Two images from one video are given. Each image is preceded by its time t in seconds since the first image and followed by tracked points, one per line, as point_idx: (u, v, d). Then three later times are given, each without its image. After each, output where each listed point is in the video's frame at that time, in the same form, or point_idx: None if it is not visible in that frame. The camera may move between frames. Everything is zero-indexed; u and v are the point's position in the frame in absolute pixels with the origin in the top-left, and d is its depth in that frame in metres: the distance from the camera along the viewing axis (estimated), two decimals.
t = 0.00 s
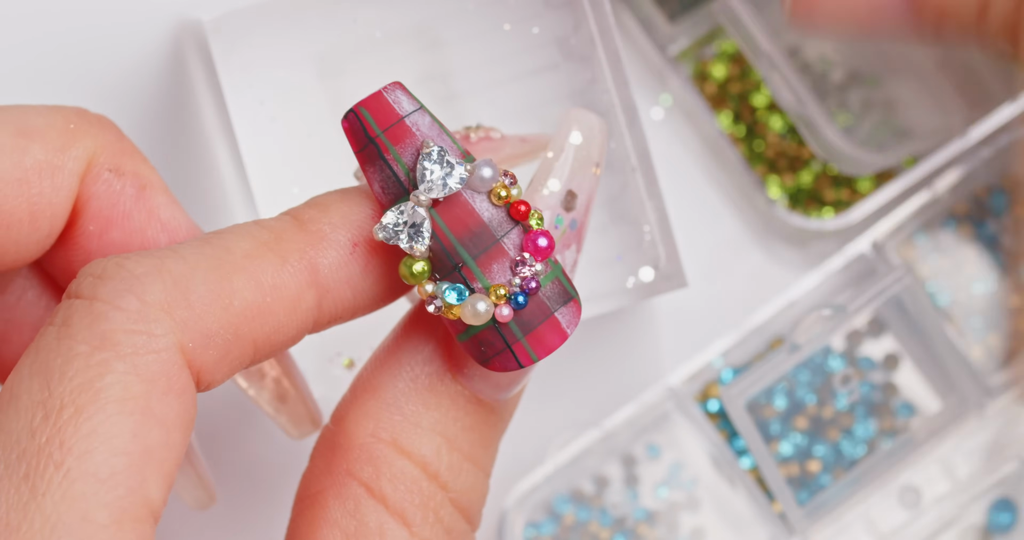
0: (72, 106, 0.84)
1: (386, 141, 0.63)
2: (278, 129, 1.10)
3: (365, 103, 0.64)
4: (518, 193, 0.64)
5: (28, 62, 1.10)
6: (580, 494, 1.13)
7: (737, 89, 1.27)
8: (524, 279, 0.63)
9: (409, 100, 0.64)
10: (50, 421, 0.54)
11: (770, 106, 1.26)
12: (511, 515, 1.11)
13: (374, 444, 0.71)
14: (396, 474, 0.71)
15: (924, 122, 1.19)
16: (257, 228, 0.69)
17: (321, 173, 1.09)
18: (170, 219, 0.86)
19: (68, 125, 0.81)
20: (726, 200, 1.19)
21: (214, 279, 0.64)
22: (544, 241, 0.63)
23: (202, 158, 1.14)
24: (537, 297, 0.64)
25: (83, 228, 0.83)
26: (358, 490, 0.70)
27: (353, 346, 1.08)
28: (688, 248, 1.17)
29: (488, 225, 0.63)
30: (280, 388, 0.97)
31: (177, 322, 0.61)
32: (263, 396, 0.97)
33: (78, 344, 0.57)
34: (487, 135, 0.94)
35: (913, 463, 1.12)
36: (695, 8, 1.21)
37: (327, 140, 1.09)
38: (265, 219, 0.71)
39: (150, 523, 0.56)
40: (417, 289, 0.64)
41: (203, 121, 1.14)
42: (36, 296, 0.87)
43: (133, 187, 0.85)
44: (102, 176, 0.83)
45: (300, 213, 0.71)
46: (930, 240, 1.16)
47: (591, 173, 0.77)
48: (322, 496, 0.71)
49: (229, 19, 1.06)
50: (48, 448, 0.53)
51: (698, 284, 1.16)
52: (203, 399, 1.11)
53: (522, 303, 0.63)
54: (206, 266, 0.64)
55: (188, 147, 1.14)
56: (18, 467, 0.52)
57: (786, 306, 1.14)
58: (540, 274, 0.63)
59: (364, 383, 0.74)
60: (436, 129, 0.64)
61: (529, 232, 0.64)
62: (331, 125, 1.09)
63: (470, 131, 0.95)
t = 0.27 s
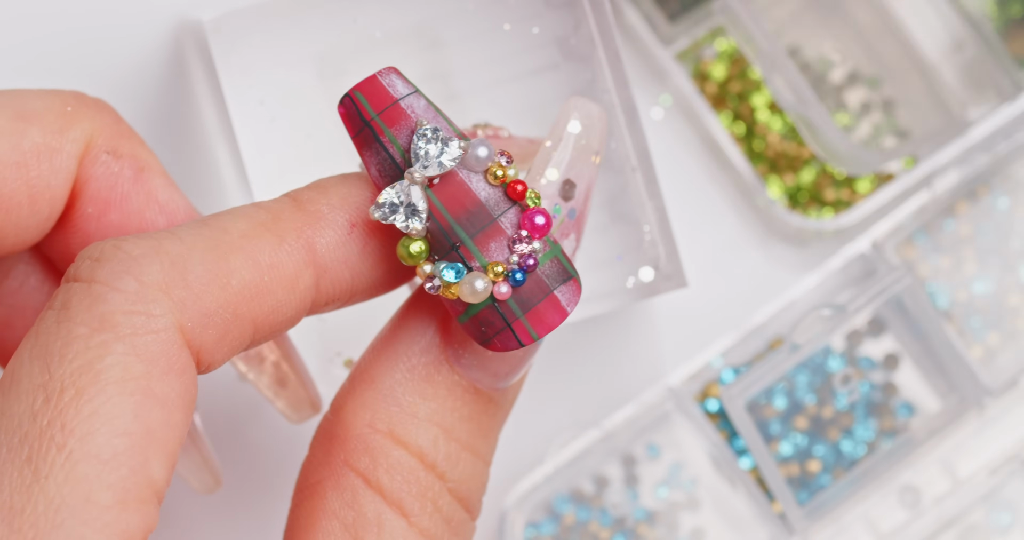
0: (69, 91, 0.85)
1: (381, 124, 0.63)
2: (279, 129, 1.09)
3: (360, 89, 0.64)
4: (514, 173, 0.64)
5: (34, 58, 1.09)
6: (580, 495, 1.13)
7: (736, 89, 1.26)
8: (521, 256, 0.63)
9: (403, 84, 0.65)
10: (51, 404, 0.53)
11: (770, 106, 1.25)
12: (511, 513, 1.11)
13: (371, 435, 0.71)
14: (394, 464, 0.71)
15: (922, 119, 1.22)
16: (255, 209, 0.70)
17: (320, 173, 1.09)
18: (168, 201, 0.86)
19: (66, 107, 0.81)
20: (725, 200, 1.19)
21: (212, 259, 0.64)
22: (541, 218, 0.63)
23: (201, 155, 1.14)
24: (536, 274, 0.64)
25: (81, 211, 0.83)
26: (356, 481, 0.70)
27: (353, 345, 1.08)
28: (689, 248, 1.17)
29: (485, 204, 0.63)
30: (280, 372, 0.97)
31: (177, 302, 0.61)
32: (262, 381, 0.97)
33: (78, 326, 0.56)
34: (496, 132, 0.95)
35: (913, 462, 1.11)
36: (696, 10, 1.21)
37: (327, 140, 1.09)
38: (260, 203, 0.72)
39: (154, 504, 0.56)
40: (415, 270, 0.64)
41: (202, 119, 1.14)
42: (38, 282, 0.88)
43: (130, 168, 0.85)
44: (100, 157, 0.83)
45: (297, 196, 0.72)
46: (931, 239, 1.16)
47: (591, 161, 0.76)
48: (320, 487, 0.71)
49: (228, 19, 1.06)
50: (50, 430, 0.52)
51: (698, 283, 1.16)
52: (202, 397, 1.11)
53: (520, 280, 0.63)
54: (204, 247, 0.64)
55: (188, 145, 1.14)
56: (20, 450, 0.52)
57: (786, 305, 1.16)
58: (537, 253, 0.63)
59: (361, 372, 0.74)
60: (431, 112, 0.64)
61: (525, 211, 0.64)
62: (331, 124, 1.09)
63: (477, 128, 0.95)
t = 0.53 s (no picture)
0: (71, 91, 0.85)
1: (382, 122, 0.63)
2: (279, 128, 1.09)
3: (362, 86, 0.64)
4: (515, 172, 0.64)
5: (33, 56, 1.09)
6: (580, 495, 1.13)
7: (737, 89, 1.26)
8: (521, 256, 0.63)
9: (405, 82, 0.65)
10: (52, 403, 0.53)
11: (770, 106, 1.25)
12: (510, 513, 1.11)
13: (370, 433, 0.71)
14: (393, 463, 0.71)
15: (920, 120, 1.22)
16: (256, 208, 0.70)
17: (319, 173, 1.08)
18: (170, 202, 0.86)
19: (68, 108, 0.81)
20: (725, 200, 1.19)
21: (213, 258, 0.64)
22: (541, 218, 0.63)
23: (201, 156, 1.14)
24: (536, 275, 0.64)
25: (83, 211, 0.83)
26: (355, 480, 0.70)
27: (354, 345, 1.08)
28: (689, 248, 1.17)
29: (485, 204, 0.63)
30: (280, 374, 0.97)
31: (178, 302, 0.61)
32: (263, 383, 0.97)
33: (79, 326, 0.56)
34: (496, 130, 0.95)
35: (914, 462, 1.11)
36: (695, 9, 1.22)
37: (327, 139, 1.09)
38: (261, 202, 0.72)
39: (154, 504, 0.56)
40: (415, 268, 0.64)
41: (202, 120, 1.14)
42: (39, 283, 0.88)
43: (132, 169, 0.85)
44: (102, 158, 0.83)
45: (298, 194, 0.72)
46: (930, 239, 1.16)
47: (591, 161, 0.76)
48: (319, 486, 0.71)
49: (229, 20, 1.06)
50: (51, 430, 0.52)
51: (698, 283, 1.16)
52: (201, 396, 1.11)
53: (520, 281, 0.63)
54: (205, 246, 0.64)
55: (188, 145, 1.14)
56: (21, 449, 0.52)
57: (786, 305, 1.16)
58: (537, 253, 0.63)
59: (361, 370, 0.74)
60: (433, 110, 0.64)
61: (526, 210, 0.64)
62: (331, 124, 1.09)
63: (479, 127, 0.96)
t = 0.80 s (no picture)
0: (70, 93, 0.85)
1: (382, 121, 0.63)
2: (279, 128, 1.09)
3: (362, 83, 0.64)
4: (514, 172, 0.64)
5: (33, 57, 1.09)
6: (580, 495, 1.13)
7: (736, 89, 1.26)
8: (519, 256, 0.63)
9: (406, 81, 0.64)
10: (51, 404, 0.53)
11: (770, 106, 1.25)
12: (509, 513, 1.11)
13: (369, 433, 0.71)
14: (392, 462, 0.71)
15: (920, 121, 1.22)
16: (256, 208, 0.70)
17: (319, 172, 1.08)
18: (170, 203, 0.86)
19: (69, 109, 0.81)
20: (725, 200, 1.19)
21: (213, 259, 0.64)
22: (540, 218, 0.63)
23: (201, 157, 1.14)
24: (533, 275, 0.63)
25: (83, 212, 0.83)
26: (354, 480, 0.70)
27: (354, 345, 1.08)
28: (689, 248, 1.17)
29: (484, 203, 0.63)
30: (281, 375, 0.97)
31: (177, 303, 0.61)
32: (263, 384, 0.97)
33: (79, 326, 0.56)
34: (496, 130, 0.95)
35: (914, 462, 1.11)
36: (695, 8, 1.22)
37: (326, 140, 1.09)
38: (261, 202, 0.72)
39: (153, 505, 0.56)
40: (413, 267, 0.64)
41: (202, 120, 1.14)
42: (39, 284, 0.88)
43: (133, 169, 0.86)
44: (102, 159, 0.84)
45: (298, 194, 0.72)
46: (930, 240, 1.16)
47: (590, 161, 0.76)
48: (318, 486, 0.71)
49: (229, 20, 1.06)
50: (50, 430, 0.52)
51: (698, 283, 1.16)
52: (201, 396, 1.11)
53: (517, 281, 0.63)
54: (205, 247, 0.64)
55: (188, 146, 1.14)
56: (21, 450, 0.52)
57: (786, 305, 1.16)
58: (535, 253, 0.63)
59: (360, 370, 0.74)
60: (433, 109, 0.64)
61: (524, 210, 0.64)
62: (331, 124, 1.09)
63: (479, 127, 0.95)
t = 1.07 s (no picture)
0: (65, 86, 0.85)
1: (371, 112, 0.63)
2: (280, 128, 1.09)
3: (353, 75, 0.64)
4: (498, 172, 0.64)
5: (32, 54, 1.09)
6: (580, 495, 1.13)
7: (736, 89, 1.26)
8: (495, 256, 0.63)
9: (398, 74, 0.65)
10: (24, 392, 0.54)
11: (770, 106, 1.26)
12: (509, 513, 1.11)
13: (342, 426, 0.72)
14: (364, 455, 0.71)
15: (923, 121, 1.21)
16: (239, 203, 0.70)
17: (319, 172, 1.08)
18: (161, 197, 0.87)
19: (59, 102, 0.81)
20: (726, 201, 1.19)
21: (192, 252, 0.64)
22: (519, 220, 0.63)
23: (200, 156, 1.14)
24: (509, 277, 0.64)
25: (74, 206, 0.84)
26: (326, 471, 0.70)
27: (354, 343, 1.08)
28: (690, 248, 1.18)
29: (465, 201, 0.63)
30: (279, 372, 0.97)
31: (155, 296, 0.61)
32: (261, 381, 0.97)
33: (54, 319, 0.57)
34: (492, 127, 0.96)
35: (914, 462, 1.11)
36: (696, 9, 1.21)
37: (325, 140, 1.09)
38: (245, 197, 0.72)
39: (125, 496, 0.56)
40: (390, 261, 0.64)
41: (201, 120, 1.14)
42: (35, 280, 0.88)
43: (124, 163, 0.86)
44: (93, 153, 0.84)
45: (282, 188, 0.72)
46: (930, 239, 1.15)
47: (581, 167, 0.75)
48: (291, 477, 0.71)
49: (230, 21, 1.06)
50: (21, 419, 0.53)
51: (698, 283, 1.17)
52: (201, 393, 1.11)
53: (492, 280, 0.63)
54: (185, 241, 0.64)
55: (187, 145, 1.14)
56: None
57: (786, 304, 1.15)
58: (513, 254, 0.63)
59: (337, 363, 0.74)
60: (423, 105, 0.64)
61: (505, 212, 0.64)
62: (331, 125, 1.09)
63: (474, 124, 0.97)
